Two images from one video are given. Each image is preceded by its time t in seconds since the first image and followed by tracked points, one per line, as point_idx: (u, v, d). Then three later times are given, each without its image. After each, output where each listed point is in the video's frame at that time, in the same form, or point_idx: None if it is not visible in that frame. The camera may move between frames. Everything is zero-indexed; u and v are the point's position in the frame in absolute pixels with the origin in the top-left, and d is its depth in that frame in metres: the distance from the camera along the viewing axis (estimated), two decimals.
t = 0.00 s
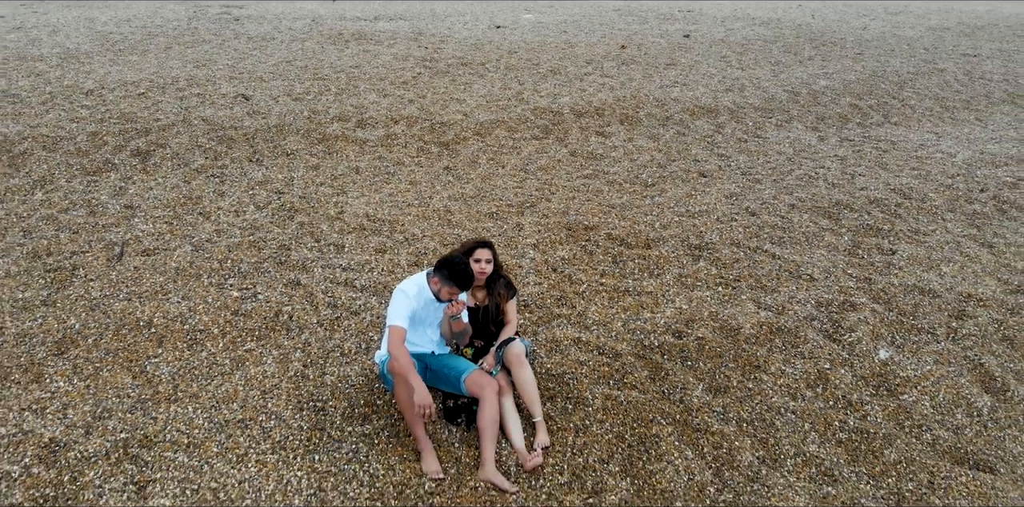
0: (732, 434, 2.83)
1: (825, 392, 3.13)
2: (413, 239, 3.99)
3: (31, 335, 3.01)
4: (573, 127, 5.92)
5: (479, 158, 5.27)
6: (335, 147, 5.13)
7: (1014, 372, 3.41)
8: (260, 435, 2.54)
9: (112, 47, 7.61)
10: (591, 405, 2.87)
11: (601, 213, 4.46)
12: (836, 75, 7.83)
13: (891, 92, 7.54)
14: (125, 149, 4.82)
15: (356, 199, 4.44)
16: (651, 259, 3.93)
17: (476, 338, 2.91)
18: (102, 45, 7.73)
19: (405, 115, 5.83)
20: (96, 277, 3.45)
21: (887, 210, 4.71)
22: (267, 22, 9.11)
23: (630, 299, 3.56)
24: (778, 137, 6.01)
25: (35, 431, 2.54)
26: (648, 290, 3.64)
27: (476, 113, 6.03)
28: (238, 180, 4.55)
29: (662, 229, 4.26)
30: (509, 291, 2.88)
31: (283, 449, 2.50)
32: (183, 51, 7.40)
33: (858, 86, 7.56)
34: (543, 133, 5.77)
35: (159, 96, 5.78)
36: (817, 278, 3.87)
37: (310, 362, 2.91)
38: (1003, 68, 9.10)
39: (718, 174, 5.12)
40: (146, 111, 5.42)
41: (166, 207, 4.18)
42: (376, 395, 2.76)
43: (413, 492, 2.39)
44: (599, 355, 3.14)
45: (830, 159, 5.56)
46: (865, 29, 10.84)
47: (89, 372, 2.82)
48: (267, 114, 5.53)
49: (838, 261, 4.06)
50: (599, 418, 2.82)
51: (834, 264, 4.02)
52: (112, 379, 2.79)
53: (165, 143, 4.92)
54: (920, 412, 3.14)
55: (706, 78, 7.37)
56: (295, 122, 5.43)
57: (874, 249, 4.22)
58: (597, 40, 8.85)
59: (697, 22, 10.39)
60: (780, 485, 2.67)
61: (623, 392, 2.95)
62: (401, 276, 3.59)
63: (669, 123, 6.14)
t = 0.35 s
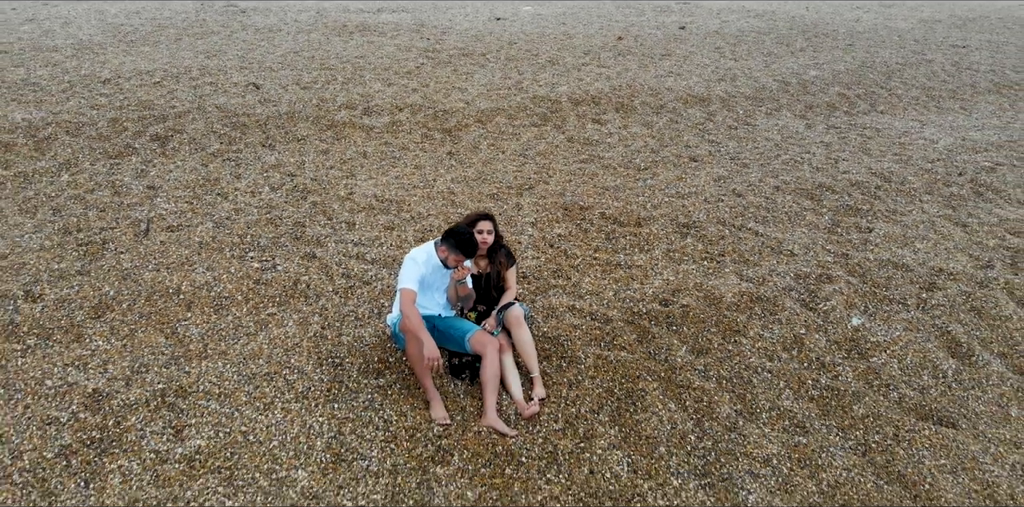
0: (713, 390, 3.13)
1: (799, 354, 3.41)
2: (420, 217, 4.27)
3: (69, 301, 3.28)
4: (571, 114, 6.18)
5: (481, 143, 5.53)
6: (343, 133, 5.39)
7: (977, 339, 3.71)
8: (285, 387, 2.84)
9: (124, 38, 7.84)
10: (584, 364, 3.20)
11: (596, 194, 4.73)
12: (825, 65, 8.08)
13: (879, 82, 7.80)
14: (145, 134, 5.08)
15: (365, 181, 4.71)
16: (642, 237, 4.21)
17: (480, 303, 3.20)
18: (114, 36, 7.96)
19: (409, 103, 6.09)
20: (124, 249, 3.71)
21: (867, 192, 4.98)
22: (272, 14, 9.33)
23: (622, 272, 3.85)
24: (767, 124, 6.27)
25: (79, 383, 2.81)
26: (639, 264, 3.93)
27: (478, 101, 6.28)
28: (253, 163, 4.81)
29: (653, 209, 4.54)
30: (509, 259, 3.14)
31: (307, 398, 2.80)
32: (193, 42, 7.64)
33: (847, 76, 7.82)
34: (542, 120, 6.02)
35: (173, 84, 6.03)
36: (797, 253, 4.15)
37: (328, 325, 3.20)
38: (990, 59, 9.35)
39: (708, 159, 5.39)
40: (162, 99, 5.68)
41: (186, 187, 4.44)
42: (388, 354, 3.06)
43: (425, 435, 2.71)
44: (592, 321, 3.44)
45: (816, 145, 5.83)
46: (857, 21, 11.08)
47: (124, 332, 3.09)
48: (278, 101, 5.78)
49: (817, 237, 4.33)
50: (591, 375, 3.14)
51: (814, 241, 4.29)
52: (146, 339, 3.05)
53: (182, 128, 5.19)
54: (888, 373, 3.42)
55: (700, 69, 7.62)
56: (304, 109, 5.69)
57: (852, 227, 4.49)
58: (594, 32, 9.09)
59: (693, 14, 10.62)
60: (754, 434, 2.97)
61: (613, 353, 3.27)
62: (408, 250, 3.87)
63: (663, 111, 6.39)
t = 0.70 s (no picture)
0: (692, 344, 3.51)
1: (773, 313, 3.76)
2: (426, 193, 4.61)
3: (109, 264, 3.60)
4: (568, 100, 6.49)
5: (483, 126, 5.85)
6: (352, 117, 5.72)
7: (940, 302, 4.07)
8: (308, 337, 3.21)
9: (137, 28, 8.13)
10: (577, 321, 3.58)
11: (590, 174, 5.07)
12: (814, 55, 8.39)
13: (865, 70, 8.12)
14: (166, 117, 5.39)
15: (374, 161, 5.04)
16: (632, 212, 4.56)
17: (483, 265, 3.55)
18: (128, 26, 8.25)
19: (414, 89, 6.40)
20: (155, 220, 4.04)
21: (845, 172, 5.32)
22: (279, 5, 9.62)
23: (613, 243, 4.21)
24: (754, 110, 6.60)
25: (124, 332, 3.14)
26: (628, 236, 4.28)
27: (479, 87, 6.59)
28: (269, 144, 5.14)
29: (643, 187, 4.88)
30: (509, 225, 3.47)
31: (330, 346, 3.18)
32: (204, 31, 7.93)
33: (834, 65, 8.14)
34: (540, 105, 6.33)
35: (189, 71, 6.34)
36: (775, 226, 4.49)
37: (345, 285, 3.57)
38: (975, 48, 9.66)
39: (697, 142, 5.73)
40: (180, 84, 5.99)
41: (208, 166, 4.77)
42: (400, 310, 3.44)
43: (434, 378, 3.10)
44: (584, 285, 3.80)
45: (800, 129, 6.16)
46: (848, 11, 11.37)
47: (161, 291, 3.42)
48: (290, 87, 6.10)
49: (796, 212, 4.67)
50: (582, 330, 3.53)
51: (792, 215, 4.64)
52: (181, 296, 3.39)
53: (201, 112, 5.50)
54: (856, 330, 3.76)
55: (692, 57, 7.93)
56: (315, 95, 6.00)
57: (829, 203, 4.83)
58: (592, 22, 9.39)
59: (687, 5, 10.90)
60: (729, 381, 3.34)
61: (603, 312, 3.65)
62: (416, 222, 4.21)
63: (655, 97, 6.71)
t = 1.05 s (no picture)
0: (675, 306, 3.87)
1: (751, 280, 4.11)
2: (431, 172, 4.94)
3: (142, 234, 3.92)
4: (565, 87, 6.80)
5: (483, 111, 6.16)
6: (360, 102, 6.03)
7: (908, 272, 4.42)
8: (326, 298, 3.58)
9: (150, 18, 8.43)
10: (570, 285, 3.94)
11: (585, 155, 5.40)
12: (803, 45, 8.69)
13: (852, 60, 8.43)
14: (184, 102, 5.70)
15: (382, 143, 5.36)
16: (623, 190, 4.90)
17: (484, 235, 3.91)
18: (140, 17, 8.54)
19: (418, 76, 6.71)
20: (181, 195, 4.36)
21: (826, 154, 5.64)
22: None
23: (605, 219, 4.55)
24: (743, 97, 6.91)
25: (160, 291, 3.47)
26: (619, 212, 4.63)
27: (480, 75, 6.90)
28: (282, 127, 5.45)
29: (635, 168, 5.22)
30: (508, 199, 3.84)
31: (347, 304, 3.56)
32: (214, 22, 8.23)
33: (822, 54, 8.44)
34: (538, 92, 6.63)
35: (203, 59, 6.64)
36: (756, 203, 4.83)
37: (358, 252, 3.94)
38: (961, 39, 9.97)
39: (687, 127, 6.05)
40: (196, 72, 6.29)
41: (226, 147, 5.09)
42: (410, 274, 3.82)
43: (441, 334, 3.49)
44: (577, 256, 4.16)
45: (786, 115, 6.48)
46: (840, 3, 11.67)
47: (191, 256, 3.75)
48: (300, 75, 6.40)
49: (777, 191, 5.01)
50: (576, 294, 3.90)
51: (773, 193, 4.97)
52: (209, 261, 3.72)
53: (218, 98, 5.82)
54: (828, 295, 4.10)
55: (686, 47, 8.22)
56: (324, 82, 6.31)
57: (809, 182, 5.16)
58: (589, 13, 9.68)
59: None
60: (708, 338, 3.70)
61: (595, 277, 4.02)
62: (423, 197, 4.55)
63: (649, 84, 7.02)
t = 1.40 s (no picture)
0: (657, 267, 4.32)
1: (728, 246, 4.55)
2: (436, 149, 5.33)
3: (174, 202, 4.32)
4: (561, 72, 7.18)
5: (484, 94, 6.54)
6: (368, 86, 6.40)
7: (875, 239, 4.83)
8: (342, 257, 4.02)
9: (164, 8, 8.78)
10: (564, 249, 4.39)
11: (579, 134, 5.79)
12: (791, 34, 9.07)
13: (837, 48, 8.80)
14: (204, 86, 6.08)
15: (390, 123, 5.75)
16: (614, 166, 5.31)
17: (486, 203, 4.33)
18: (154, 6, 8.89)
19: (422, 62, 7.08)
20: (207, 169, 4.76)
21: (805, 134, 6.04)
22: None
23: (597, 191, 4.97)
24: (730, 82, 7.29)
25: (195, 250, 3.89)
26: (610, 186, 5.04)
27: (481, 61, 7.27)
28: (297, 109, 5.84)
29: (626, 146, 5.62)
30: (507, 170, 4.22)
31: (363, 264, 4.00)
32: (226, 11, 8.59)
33: (809, 43, 8.81)
34: (536, 77, 7.01)
35: (219, 46, 7.01)
36: (736, 178, 5.24)
37: (371, 218, 4.37)
38: (945, 28, 10.35)
39: (675, 109, 6.44)
40: (213, 58, 6.67)
41: (245, 126, 5.48)
42: (419, 238, 4.26)
43: (447, 288, 3.95)
44: (571, 224, 4.59)
45: (770, 98, 6.86)
46: None
47: (220, 221, 4.15)
48: (311, 60, 6.78)
49: (757, 167, 5.42)
50: (568, 256, 4.34)
51: (752, 169, 5.39)
52: (237, 226, 4.13)
53: (235, 81, 6.20)
54: (798, 259, 4.54)
55: (678, 35, 8.59)
56: (334, 67, 6.68)
57: (787, 160, 5.57)
58: (585, 3, 10.03)
59: None
60: (687, 295, 4.16)
61: (586, 242, 4.46)
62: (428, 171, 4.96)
63: (641, 70, 7.39)
